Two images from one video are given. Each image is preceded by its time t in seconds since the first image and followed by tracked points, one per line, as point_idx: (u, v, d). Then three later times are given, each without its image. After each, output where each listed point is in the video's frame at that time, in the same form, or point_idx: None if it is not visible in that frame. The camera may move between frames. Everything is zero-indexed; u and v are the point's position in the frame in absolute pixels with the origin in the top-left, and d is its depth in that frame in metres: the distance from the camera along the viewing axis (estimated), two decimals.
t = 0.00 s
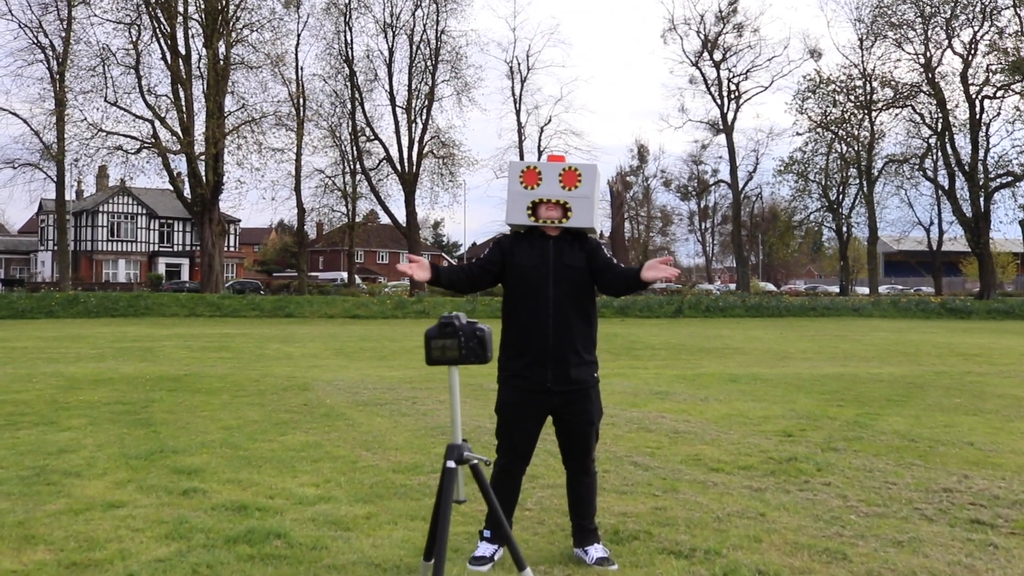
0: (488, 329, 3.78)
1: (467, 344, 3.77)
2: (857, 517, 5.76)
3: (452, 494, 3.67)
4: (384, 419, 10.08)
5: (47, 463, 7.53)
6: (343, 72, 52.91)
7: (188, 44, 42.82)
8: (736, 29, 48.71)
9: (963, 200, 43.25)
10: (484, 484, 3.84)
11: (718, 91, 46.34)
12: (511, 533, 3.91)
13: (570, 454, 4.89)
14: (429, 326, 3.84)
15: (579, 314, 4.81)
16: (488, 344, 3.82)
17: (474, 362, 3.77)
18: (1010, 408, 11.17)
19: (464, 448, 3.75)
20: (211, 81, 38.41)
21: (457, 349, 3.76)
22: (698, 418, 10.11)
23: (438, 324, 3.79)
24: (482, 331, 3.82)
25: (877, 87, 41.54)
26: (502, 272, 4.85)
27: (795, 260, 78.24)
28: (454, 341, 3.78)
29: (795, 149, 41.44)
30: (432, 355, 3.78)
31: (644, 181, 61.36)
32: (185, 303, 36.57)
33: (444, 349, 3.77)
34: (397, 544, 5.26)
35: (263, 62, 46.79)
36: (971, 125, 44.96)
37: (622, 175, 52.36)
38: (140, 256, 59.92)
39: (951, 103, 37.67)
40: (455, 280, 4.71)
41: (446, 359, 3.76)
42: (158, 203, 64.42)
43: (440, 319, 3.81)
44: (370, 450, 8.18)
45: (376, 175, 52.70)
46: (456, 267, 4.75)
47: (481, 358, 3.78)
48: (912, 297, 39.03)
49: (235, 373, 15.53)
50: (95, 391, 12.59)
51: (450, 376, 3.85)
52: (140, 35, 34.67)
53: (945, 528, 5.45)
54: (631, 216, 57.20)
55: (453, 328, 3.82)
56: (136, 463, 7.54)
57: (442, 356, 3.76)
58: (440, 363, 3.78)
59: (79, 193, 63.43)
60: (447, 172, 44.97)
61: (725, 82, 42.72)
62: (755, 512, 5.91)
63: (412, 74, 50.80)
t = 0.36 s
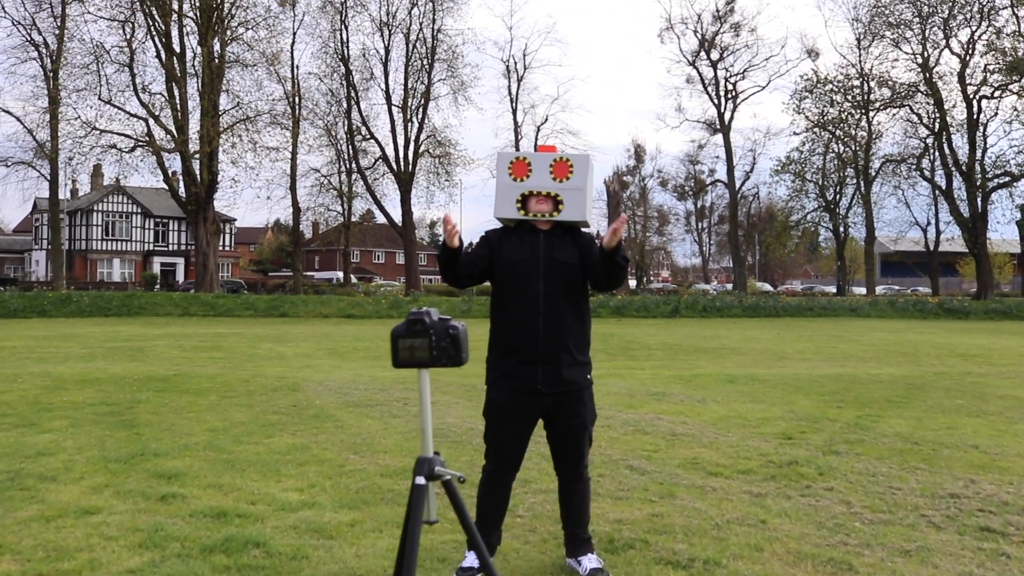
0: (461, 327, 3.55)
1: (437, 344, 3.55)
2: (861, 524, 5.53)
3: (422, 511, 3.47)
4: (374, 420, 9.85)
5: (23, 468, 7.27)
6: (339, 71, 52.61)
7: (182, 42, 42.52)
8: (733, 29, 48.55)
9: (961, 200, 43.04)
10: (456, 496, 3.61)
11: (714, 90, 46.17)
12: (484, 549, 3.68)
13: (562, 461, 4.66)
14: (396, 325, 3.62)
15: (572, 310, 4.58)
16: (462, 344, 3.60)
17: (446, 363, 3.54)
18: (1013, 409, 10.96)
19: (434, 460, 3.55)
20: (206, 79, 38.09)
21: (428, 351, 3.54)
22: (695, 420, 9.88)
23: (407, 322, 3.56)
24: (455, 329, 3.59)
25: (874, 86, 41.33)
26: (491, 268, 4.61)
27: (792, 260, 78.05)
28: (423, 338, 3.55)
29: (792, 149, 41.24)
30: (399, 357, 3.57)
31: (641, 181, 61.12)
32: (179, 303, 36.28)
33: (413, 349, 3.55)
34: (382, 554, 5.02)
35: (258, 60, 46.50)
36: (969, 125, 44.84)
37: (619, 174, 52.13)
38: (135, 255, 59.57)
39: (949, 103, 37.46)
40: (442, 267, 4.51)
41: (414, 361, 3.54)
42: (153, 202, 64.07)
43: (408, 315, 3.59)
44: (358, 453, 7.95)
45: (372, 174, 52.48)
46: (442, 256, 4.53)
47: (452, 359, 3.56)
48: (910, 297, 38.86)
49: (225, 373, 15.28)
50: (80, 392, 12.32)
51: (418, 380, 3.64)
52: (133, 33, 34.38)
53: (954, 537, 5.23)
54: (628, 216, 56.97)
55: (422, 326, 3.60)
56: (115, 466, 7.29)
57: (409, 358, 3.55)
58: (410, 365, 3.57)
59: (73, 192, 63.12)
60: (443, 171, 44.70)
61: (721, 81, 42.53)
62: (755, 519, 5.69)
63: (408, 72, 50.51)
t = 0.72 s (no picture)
0: (414, 336, 3.32)
1: (388, 356, 3.32)
2: (864, 535, 5.30)
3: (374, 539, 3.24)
4: (362, 425, 9.61)
5: None
6: (334, 71, 52.34)
7: (176, 42, 42.21)
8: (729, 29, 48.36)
9: (958, 200, 42.82)
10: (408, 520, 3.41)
11: (711, 89, 46.01)
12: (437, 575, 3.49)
13: (550, 471, 4.44)
14: (342, 335, 3.39)
15: (558, 313, 4.36)
16: (415, 355, 3.37)
17: (398, 377, 3.31)
18: (1015, 412, 10.73)
19: (385, 483, 3.31)
20: (200, 79, 37.78)
21: (377, 363, 3.31)
22: (692, 424, 9.65)
23: (353, 331, 3.33)
24: (408, 338, 3.36)
25: (871, 86, 41.15)
26: (475, 268, 4.40)
27: (789, 260, 77.91)
28: (372, 349, 3.32)
29: (788, 149, 41.05)
30: (345, 370, 3.34)
31: (638, 181, 60.90)
32: (173, 304, 36.01)
33: (361, 361, 3.33)
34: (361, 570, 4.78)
35: (253, 60, 46.27)
36: (966, 125, 44.69)
37: (615, 174, 51.91)
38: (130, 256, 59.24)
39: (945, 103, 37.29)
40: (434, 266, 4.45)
41: (364, 375, 3.32)
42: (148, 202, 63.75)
43: (355, 323, 3.36)
44: (343, 460, 7.71)
45: (367, 174, 52.24)
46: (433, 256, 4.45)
47: (405, 371, 3.33)
48: (907, 298, 38.67)
49: (214, 375, 15.01)
50: (64, 395, 12.05)
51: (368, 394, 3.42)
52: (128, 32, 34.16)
53: (962, 549, 4.99)
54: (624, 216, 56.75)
55: (371, 335, 3.37)
56: (90, 475, 7.03)
57: (359, 371, 3.32)
58: (357, 378, 3.34)
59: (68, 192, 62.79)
60: (439, 172, 44.44)
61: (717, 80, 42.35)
62: (753, 529, 5.45)
63: (403, 72, 50.28)
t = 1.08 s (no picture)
0: (344, 332, 2.81)
1: (312, 358, 2.80)
2: (866, 543, 5.08)
3: (297, 570, 2.83)
4: (351, 429, 9.37)
5: None
6: (332, 74, 52.08)
7: (172, 44, 41.89)
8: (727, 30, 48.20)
9: (956, 202, 42.58)
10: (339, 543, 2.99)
11: (709, 92, 45.84)
12: None
13: (534, 479, 4.21)
14: (262, 328, 2.87)
15: (542, 314, 4.16)
16: (347, 354, 2.85)
17: (325, 381, 2.81)
18: (1018, 415, 10.51)
19: (311, 502, 2.89)
20: (196, 81, 37.47)
21: (303, 364, 2.80)
22: (688, 428, 9.43)
23: (274, 327, 2.81)
24: (338, 334, 2.85)
25: (869, 87, 40.92)
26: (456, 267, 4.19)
27: (787, 262, 77.72)
28: (295, 349, 2.81)
29: (787, 151, 40.84)
30: (265, 371, 2.83)
31: (636, 183, 60.66)
32: (168, 306, 35.74)
33: (281, 361, 2.81)
34: None
35: (249, 62, 46.00)
36: (964, 127, 44.52)
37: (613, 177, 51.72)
38: (127, 259, 58.93)
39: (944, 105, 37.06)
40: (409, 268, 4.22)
41: (286, 380, 2.81)
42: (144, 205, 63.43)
43: (276, 316, 2.83)
44: (328, 465, 7.48)
45: (364, 176, 52.01)
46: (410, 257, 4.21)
47: (334, 374, 2.82)
48: (906, 300, 38.44)
49: (204, 378, 14.77)
50: (48, 399, 11.81)
51: (292, 396, 2.93)
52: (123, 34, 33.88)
53: (968, 559, 4.77)
54: (623, 218, 56.49)
55: (296, 329, 2.85)
56: (65, 480, 6.79)
57: (279, 377, 2.80)
58: (279, 380, 2.84)
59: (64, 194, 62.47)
60: (436, 174, 44.19)
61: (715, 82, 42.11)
62: (750, 538, 5.23)
63: (401, 74, 50.06)
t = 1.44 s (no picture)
0: (244, 328, 2.38)
1: (206, 352, 2.40)
2: (870, 550, 4.84)
3: None
4: (341, 427, 9.13)
5: None
6: (331, 70, 51.76)
7: (171, 39, 41.49)
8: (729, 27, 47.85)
9: (959, 200, 42.28)
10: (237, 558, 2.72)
11: (710, 89, 45.46)
12: None
13: (519, 484, 3.98)
14: (149, 314, 2.46)
15: (527, 308, 3.92)
16: (247, 350, 2.45)
17: (225, 382, 2.42)
18: None
19: (207, 528, 2.59)
20: (194, 77, 37.09)
21: (195, 366, 2.40)
22: (686, 427, 9.19)
23: (161, 316, 2.39)
24: (236, 326, 2.42)
25: (871, 85, 40.62)
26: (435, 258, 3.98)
27: (788, 260, 77.43)
28: (186, 343, 2.41)
29: (788, 149, 40.56)
30: (151, 369, 2.44)
31: (637, 181, 60.38)
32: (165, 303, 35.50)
33: (170, 356, 2.42)
34: None
35: (248, 58, 45.67)
36: (967, 124, 44.23)
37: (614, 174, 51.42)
38: (126, 256, 58.62)
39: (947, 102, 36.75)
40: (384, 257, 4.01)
41: (176, 380, 2.43)
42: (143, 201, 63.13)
43: (163, 302, 2.41)
44: (313, 465, 7.25)
45: (363, 173, 51.64)
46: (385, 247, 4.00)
47: (235, 374, 2.43)
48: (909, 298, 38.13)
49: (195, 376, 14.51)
50: (34, 397, 11.55)
51: (186, 395, 2.54)
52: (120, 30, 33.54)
53: (978, 568, 4.53)
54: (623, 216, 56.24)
55: (186, 316, 2.42)
56: (39, 482, 6.55)
57: (167, 377, 2.42)
58: (167, 378, 2.44)
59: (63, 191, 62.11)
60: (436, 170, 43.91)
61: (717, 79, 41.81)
62: (748, 544, 4.99)
63: (401, 71, 49.75)
